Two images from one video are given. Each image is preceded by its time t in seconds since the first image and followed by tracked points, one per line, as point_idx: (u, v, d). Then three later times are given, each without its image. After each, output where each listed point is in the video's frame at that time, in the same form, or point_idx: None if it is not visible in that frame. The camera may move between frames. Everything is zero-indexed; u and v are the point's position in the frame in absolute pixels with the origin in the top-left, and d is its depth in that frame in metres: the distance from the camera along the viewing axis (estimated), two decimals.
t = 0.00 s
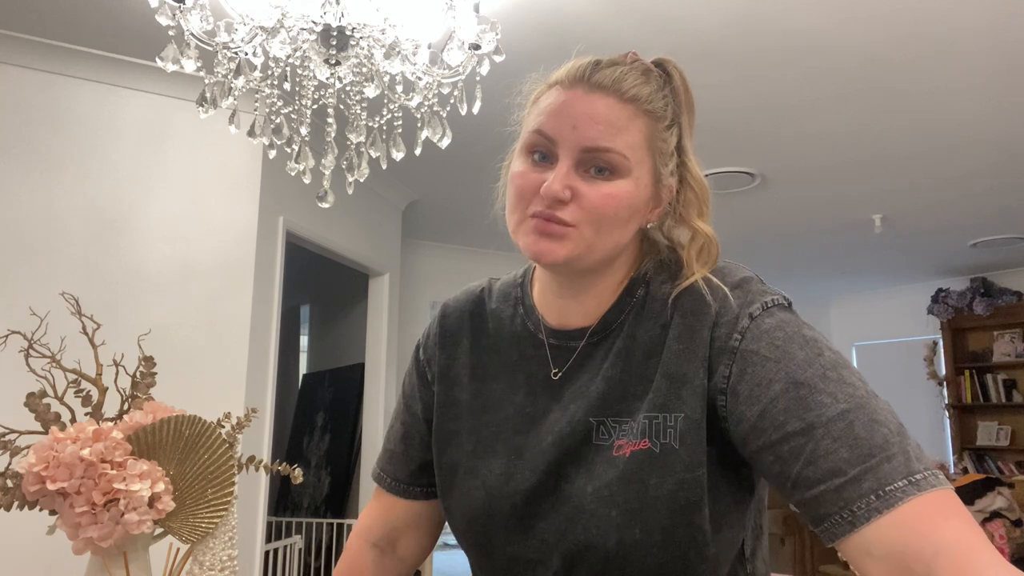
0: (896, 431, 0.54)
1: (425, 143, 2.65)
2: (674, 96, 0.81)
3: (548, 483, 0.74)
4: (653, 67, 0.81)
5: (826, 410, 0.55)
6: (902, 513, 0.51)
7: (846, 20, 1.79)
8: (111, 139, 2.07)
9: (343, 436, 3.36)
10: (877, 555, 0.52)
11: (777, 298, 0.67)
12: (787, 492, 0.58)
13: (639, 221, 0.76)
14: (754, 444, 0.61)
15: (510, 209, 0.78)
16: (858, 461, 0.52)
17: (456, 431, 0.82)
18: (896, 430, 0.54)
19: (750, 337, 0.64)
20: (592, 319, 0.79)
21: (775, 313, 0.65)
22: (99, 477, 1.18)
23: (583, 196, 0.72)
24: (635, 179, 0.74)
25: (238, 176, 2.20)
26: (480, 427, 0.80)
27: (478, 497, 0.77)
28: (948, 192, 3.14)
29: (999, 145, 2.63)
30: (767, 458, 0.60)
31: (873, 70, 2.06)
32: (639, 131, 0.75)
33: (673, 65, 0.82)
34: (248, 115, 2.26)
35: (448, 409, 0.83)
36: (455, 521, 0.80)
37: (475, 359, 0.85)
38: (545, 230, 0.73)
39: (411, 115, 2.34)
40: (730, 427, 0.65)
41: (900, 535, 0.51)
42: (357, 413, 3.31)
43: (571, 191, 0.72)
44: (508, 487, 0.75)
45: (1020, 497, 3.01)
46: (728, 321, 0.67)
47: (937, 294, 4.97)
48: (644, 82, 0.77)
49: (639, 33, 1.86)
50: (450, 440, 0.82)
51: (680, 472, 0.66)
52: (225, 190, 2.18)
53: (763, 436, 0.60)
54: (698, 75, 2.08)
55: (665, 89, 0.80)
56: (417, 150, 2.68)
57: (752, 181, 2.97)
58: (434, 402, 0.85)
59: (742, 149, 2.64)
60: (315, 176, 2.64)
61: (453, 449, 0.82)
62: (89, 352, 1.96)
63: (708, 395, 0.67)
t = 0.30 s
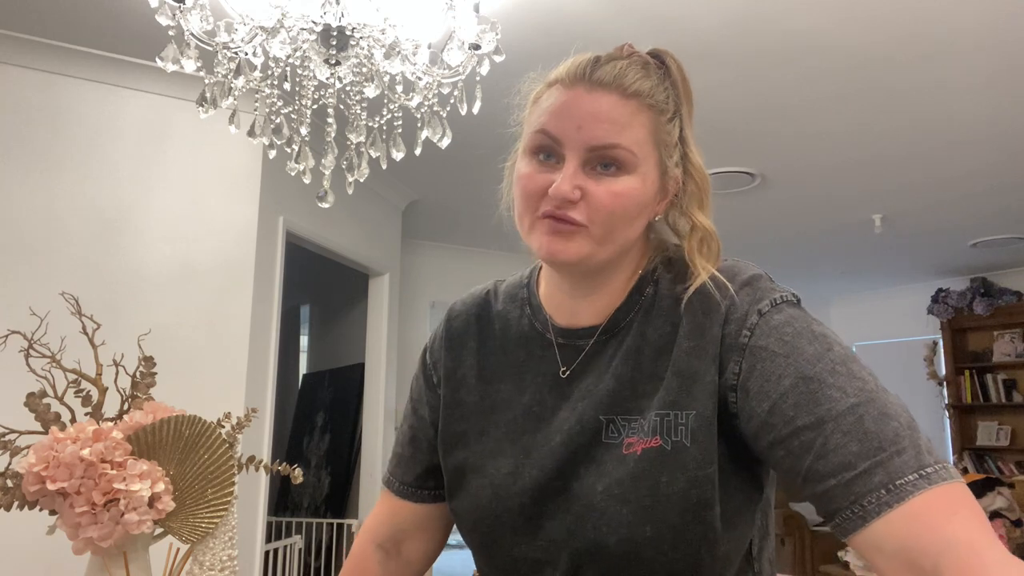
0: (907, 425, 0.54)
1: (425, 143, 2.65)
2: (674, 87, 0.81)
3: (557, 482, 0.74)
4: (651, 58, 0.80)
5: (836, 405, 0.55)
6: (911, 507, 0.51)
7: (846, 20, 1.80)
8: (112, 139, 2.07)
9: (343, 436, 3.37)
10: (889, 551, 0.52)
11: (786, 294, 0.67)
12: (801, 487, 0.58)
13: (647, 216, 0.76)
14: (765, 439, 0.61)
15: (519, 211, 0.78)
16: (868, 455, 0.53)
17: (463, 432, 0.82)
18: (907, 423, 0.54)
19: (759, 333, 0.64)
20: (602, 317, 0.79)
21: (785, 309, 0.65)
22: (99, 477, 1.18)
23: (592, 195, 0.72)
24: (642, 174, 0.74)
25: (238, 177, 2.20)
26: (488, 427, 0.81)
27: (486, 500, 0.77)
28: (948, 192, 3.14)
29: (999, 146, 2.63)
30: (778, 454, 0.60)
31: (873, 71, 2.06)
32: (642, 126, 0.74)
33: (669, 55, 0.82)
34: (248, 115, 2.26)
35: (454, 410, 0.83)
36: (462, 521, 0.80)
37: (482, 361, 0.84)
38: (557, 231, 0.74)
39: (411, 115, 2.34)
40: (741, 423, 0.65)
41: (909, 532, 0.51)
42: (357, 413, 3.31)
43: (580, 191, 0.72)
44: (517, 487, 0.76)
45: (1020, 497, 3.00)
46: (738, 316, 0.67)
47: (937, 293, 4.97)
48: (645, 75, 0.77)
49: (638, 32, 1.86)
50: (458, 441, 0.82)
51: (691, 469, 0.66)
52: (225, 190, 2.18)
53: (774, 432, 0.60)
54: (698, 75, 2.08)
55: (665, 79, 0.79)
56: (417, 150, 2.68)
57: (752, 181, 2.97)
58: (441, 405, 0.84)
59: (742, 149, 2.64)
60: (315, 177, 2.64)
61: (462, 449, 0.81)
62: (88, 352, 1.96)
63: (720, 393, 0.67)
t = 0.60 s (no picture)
0: (929, 416, 0.54)
1: (424, 143, 2.65)
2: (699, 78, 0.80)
3: (581, 473, 0.73)
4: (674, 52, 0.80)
5: (860, 393, 0.56)
6: (931, 498, 0.51)
7: (846, 20, 1.80)
8: (112, 140, 2.07)
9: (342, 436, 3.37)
10: (907, 542, 0.52)
11: (810, 287, 0.67)
12: (822, 475, 0.58)
13: (671, 209, 0.76)
14: (788, 427, 0.61)
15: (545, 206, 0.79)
16: (891, 443, 0.53)
17: (485, 429, 0.82)
18: (928, 415, 0.54)
19: (784, 322, 0.64)
20: (625, 308, 0.79)
21: (810, 301, 0.65)
22: (99, 477, 1.17)
23: (618, 188, 0.72)
24: (667, 167, 0.74)
25: (238, 177, 2.20)
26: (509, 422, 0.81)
27: (504, 496, 0.77)
28: (949, 192, 3.15)
29: (1000, 145, 2.63)
30: (800, 441, 0.60)
31: (874, 70, 2.06)
32: (666, 119, 0.74)
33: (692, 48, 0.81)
34: (248, 115, 2.26)
35: (478, 405, 0.83)
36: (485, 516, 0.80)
37: (500, 360, 0.84)
38: (583, 225, 0.74)
39: (411, 115, 2.35)
40: (763, 412, 0.65)
41: (924, 524, 0.51)
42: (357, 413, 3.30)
43: (605, 184, 0.73)
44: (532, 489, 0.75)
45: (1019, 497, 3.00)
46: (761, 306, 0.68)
47: (937, 294, 4.97)
48: (668, 70, 0.77)
49: (636, 33, 1.86)
50: (480, 437, 0.82)
51: (716, 455, 0.66)
52: (225, 190, 2.18)
53: (796, 419, 0.60)
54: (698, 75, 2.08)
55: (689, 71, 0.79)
56: (417, 150, 2.68)
57: (752, 181, 2.97)
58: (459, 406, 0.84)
59: (742, 149, 2.64)
60: (315, 177, 2.64)
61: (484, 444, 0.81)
62: (88, 352, 1.96)
63: (743, 382, 0.67)
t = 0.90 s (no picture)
0: (931, 411, 0.53)
1: (425, 143, 2.65)
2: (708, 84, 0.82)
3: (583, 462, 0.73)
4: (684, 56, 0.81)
5: (859, 388, 0.54)
6: (931, 495, 0.50)
7: (846, 20, 1.80)
8: (112, 139, 2.07)
9: (342, 436, 3.37)
10: (908, 539, 0.52)
11: (810, 282, 0.66)
12: (821, 472, 0.57)
13: (676, 203, 0.76)
14: (787, 423, 0.60)
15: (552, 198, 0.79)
16: (891, 439, 0.52)
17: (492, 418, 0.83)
18: (930, 409, 0.53)
19: (782, 317, 0.63)
20: (630, 300, 0.79)
21: (809, 295, 0.64)
22: (99, 477, 1.17)
23: (622, 178, 0.72)
24: (672, 161, 0.74)
25: (238, 177, 2.20)
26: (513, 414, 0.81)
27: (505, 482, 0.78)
28: (949, 192, 3.14)
29: (1001, 145, 2.63)
30: (800, 437, 0.59)
31: (873, 70, 2.06)
32: (673, 116, 0.75)
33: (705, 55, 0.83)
34: (248, 115, 2.26)
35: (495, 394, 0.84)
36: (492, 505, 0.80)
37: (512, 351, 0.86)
38: (586, 214, 0.74)
39: (411, 115, 2.35)
40: (763, 406, 0.65)
41: (925, 526, 0.50)
42: (357, 412, 3.30)
43: (610, 174, 0.73)
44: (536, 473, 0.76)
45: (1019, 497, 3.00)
46: (760, 300, 0.67)
47: (937, 294, 4.97)
48: (677, 69, 0.78)
49: (636, 33, 1.86)
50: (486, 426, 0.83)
51: (712, 446, 0.66)
52: (225, 190, 2.18)
53: (795, 415, 0.59)
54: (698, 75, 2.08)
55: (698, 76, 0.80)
56: (417, 150, 2.68)
57: (752, 181, 2.97)
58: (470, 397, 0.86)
59: (742, 148, 2.63)
60: (315, 176, 2.64)
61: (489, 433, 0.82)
62: (88, 352, 1.96)
63: (740, 375, 0.66)
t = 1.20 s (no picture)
0: (938, 413, 0.53)
1: (425, 143, 2.66)
2: (701, 74, 0.83)
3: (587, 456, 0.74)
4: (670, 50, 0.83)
5: (868, 389, 0.54)
6: (937, 495, 0.50)
7: (846, 20, 1.80)
8: (112, 139, 2.07)
9: (342, 436, 3.37)
10: (909, 535, 0.52)
11: (822, 285, 0.66)
12: (824, 471, 0.57)
13: (671, 191, 0.76)
14: (792, 422, 0.60)
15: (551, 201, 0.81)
16: (898, 440, 0.52)
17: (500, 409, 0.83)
18: (938, 411, 0.53)
19: (792, 317, 0.63)
20: (639, 298, 0.79)
21: (821, 296, 0.64)
22: (99, 477, 1.17)
23: (608, 172, 0.73)
24: (659, 149, 0.74)
25: (238, 176, 2.20)
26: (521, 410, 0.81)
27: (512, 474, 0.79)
28: (949, 192, 3.14)
29: (1002, 145, 2.62)
30: (805, 437, 0.59)
31: (873, 71, 2.06)
32: (657, 106, 0.76)
33: (700, 50, 0.85)
34: (248, 115, 2.26)
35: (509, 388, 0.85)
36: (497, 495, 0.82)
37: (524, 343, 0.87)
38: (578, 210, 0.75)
39: (411, 115, 2.35)
40: (769, 405, 0.64)
41: (928, 525, 0.50)
42: (357, 412, 3.30)
43: (596, 169, 0.74)
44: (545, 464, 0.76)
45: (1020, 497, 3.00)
46: (769, 299, 0.66)
47: (937, 294, 4.97)
48: (657, 61, 0.79)
49: (636, 33, 1.86)
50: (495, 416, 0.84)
51: (713, 441, 0.66)
52: (225, 190, 2.18)
53: (802, 414, 0.59)
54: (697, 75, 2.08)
55: (681, 66, 0.81)
56: (417, 150, 2.68)
57: (752, 181, 2.97)
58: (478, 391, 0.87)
59: (743, 148, 2.63)
60: (315, 176, 2.64)
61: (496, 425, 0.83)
62: (88, 352, 1.96)
63: (746, 374, 0.66)
